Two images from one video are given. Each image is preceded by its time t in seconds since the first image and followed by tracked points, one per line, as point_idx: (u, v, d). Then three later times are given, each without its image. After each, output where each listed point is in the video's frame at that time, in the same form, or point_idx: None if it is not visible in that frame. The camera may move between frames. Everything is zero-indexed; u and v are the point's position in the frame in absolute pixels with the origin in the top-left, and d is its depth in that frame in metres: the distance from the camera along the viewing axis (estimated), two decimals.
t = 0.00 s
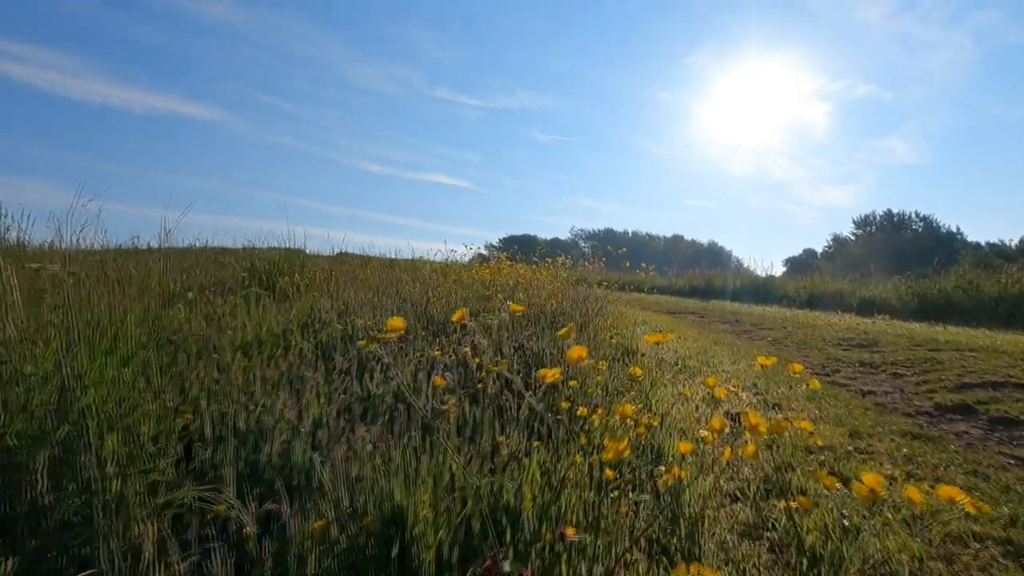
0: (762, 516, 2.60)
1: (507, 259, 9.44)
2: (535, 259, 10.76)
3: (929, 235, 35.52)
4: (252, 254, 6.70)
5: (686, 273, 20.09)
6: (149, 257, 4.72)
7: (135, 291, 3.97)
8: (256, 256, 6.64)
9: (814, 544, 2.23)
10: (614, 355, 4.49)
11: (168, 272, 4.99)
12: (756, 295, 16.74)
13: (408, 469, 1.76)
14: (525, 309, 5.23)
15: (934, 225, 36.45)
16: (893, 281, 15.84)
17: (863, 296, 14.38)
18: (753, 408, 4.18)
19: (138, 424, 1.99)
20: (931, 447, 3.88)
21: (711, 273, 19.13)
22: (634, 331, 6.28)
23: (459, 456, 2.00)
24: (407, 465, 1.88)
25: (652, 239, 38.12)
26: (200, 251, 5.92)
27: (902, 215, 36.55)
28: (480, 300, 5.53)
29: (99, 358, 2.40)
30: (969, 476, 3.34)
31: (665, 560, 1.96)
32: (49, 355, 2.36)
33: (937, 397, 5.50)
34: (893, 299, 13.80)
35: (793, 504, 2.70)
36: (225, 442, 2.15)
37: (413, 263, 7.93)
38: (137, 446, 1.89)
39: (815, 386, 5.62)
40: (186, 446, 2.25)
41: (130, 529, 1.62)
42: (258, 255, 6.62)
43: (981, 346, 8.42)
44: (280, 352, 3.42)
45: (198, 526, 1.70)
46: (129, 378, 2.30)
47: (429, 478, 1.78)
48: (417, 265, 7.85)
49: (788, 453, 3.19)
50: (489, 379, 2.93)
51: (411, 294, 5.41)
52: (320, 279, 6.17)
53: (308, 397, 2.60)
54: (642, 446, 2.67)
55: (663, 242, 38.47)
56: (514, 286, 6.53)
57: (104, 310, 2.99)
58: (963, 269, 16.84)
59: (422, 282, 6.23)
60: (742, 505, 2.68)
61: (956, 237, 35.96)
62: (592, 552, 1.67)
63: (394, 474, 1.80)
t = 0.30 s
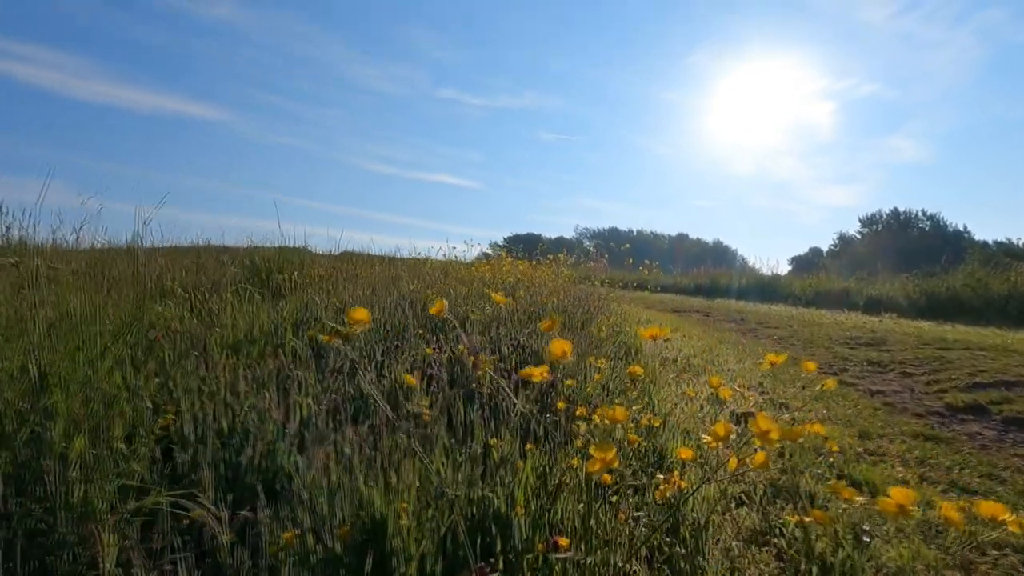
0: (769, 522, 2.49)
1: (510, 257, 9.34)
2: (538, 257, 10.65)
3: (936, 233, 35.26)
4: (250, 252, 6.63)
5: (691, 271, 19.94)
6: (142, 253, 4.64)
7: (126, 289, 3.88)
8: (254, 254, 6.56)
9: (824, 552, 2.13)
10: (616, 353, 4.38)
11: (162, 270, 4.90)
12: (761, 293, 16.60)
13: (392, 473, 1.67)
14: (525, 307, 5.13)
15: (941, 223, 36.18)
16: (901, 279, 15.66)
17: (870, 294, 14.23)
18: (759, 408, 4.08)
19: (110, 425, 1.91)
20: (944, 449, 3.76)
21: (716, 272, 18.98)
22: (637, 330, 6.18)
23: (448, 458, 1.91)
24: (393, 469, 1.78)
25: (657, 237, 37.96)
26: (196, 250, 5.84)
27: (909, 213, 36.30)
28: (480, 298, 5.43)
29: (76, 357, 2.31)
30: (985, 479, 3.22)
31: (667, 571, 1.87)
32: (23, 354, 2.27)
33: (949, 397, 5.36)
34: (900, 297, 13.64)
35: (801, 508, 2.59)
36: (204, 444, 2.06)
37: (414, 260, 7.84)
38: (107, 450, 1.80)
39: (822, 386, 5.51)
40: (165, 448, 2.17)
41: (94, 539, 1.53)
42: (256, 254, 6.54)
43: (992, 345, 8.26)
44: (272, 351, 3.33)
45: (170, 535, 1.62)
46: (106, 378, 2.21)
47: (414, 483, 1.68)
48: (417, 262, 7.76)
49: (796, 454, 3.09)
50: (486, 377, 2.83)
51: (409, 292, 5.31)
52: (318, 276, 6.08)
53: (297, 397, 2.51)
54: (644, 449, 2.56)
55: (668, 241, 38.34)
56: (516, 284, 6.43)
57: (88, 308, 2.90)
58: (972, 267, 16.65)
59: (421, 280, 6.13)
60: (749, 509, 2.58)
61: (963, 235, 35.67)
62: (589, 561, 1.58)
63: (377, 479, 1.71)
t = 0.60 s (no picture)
0: (780, 518, 2.38)
1: (516, 249, 9.23)
2: (545, 249, 10.54)
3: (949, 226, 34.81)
4: (253, 244, 6.56)
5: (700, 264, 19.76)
6: (141, 244, 4.57)
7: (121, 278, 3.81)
8: (256, 246, 6.50)
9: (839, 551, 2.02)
10: (622, 345, 4.27)
11: (161, 261, 4.84)
12: (771, 286, 16.40)
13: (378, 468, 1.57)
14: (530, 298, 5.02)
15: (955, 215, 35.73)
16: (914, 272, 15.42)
17: (882, 286, 14.01)
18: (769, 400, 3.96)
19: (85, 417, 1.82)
20: (962, 443, 3.62)
21: (726, 265, 18.79)
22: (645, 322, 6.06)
23: (440, 452, 1.80)
24: (380, 463, 1.68)
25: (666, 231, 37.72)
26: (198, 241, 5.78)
27: (922, 205, 35.86)
28: (484, 288, 5.32)
29: (59, 346, 2.23)
30: (1006, 474, 3.08)
31: (672, 571, 1.76)
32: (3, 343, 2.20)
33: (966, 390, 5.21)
34: (913, 289, 13.42)
35: (814, 504, 2.48)
36: (185, 437, 1.97)
37: (419, 252, 7.75)
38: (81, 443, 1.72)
39: (835, 379, 5.37)
40: (145, 441, 2.08)
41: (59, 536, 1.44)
42: (258, 245, 6.48)
43: (1009, 338, 8.07)
44: (267, 341, 3.25)
45: (142, 533, 1.53)
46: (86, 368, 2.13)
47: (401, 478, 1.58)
48: (423, 254, 7.67)
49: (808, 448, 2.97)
50: (485, 367, 2.73)
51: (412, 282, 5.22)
52: (320, 267, 6.00)
53: (287, 387, 2.42)
54: (649, 443, 2.45)
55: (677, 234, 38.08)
56: (521, 275, 6.32)
57: (77, 298, 2.83)
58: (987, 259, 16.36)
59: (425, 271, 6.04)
60: (759, 505, 2.46)
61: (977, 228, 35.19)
62: (586, 562, 1.48)
63: (363, 474, 1.61)
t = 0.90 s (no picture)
0: (785, 514, 2.30)
1: (520, 241, 9.15)
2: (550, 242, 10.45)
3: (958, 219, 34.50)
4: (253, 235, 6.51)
5: (706, 258, 19.63)
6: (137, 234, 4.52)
7: (114, 267, 3.75)
8: (257, 237, 6.44)
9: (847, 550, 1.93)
10: (624, 337, 4.18)
11: (157, 252, 4.78)
12: (778, 280, 16.26)
13: (359, 462, 1.49)
14: (531, 289, 4.94)
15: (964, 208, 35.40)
16: (922, 265, 15.24)
17: (890, 280, 13.86)
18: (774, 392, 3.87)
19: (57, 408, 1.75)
20: (973, 437, 3.52)
21: (732, 258, 18.65)
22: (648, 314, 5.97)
23: (427, 446, 1.72)
24: (363, 457, 1.60)
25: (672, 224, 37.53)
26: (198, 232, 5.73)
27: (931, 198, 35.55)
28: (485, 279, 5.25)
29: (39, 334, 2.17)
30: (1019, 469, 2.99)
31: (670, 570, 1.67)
32: None
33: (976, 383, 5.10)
34: (921, 282, 13.27)
35: (820, 499, 2.40)
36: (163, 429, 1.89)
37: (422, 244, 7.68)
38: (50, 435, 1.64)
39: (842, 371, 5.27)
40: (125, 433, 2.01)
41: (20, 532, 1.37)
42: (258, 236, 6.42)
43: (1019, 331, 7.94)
44: (260, 332, 3.17)
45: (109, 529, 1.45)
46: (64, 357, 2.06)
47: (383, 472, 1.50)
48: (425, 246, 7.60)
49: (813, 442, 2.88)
50: (481, 358, 2.65)
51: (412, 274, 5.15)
52: (320, 258, 5.93)
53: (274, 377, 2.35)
54: (649, 435, 2.37)
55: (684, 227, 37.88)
56: (523, 266, 6.24)
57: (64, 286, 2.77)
58: (996, 252, 16.17)
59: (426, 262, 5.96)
60: (763, 501, 2.38)
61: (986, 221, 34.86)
62: (578, 562, 1.39)
63: (343, 468, 1.53)
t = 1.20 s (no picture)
0: (788, 512, 2.20)
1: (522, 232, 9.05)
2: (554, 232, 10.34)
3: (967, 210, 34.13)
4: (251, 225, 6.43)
5: (712, 249, 19.46)
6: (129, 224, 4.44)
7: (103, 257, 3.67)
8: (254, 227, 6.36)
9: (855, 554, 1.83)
10: (625, 329, 4.08)
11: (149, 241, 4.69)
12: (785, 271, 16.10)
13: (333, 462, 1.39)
14: (531, 280, 4.84)
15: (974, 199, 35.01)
16: (931, 256, 15.04)
17: (898, 271, 13.68)
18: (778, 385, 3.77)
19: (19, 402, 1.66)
20: (985, 432, 3.41)
21: (739, 249, 18.48)
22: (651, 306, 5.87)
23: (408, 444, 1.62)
24: (338, 455, 1.50)
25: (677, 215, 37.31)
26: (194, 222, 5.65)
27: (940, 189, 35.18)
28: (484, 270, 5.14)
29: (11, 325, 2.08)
30: None
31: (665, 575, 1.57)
32: None
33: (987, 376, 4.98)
34: (930, 274, 13.08)
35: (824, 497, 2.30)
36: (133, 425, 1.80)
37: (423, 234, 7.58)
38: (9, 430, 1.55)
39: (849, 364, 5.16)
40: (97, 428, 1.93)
41: None
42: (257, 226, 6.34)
43: None
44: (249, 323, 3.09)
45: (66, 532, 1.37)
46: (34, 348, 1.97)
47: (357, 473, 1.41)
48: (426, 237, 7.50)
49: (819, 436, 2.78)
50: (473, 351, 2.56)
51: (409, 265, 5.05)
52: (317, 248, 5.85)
53: (257, 369, 2.26)
54: (646, 431, 2.27)
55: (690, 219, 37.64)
56: (524, 257, 6.14)
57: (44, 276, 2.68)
58: (1007, 243, 15.93)
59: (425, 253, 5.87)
60: (766, 498, 2.28)
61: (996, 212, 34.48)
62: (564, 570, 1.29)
63: (315, 467, 1.43)
